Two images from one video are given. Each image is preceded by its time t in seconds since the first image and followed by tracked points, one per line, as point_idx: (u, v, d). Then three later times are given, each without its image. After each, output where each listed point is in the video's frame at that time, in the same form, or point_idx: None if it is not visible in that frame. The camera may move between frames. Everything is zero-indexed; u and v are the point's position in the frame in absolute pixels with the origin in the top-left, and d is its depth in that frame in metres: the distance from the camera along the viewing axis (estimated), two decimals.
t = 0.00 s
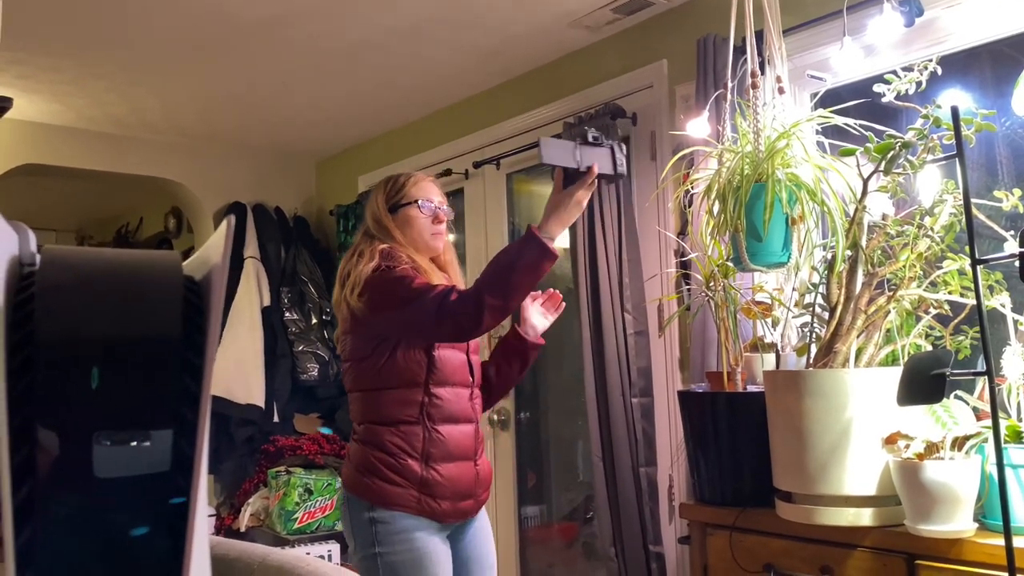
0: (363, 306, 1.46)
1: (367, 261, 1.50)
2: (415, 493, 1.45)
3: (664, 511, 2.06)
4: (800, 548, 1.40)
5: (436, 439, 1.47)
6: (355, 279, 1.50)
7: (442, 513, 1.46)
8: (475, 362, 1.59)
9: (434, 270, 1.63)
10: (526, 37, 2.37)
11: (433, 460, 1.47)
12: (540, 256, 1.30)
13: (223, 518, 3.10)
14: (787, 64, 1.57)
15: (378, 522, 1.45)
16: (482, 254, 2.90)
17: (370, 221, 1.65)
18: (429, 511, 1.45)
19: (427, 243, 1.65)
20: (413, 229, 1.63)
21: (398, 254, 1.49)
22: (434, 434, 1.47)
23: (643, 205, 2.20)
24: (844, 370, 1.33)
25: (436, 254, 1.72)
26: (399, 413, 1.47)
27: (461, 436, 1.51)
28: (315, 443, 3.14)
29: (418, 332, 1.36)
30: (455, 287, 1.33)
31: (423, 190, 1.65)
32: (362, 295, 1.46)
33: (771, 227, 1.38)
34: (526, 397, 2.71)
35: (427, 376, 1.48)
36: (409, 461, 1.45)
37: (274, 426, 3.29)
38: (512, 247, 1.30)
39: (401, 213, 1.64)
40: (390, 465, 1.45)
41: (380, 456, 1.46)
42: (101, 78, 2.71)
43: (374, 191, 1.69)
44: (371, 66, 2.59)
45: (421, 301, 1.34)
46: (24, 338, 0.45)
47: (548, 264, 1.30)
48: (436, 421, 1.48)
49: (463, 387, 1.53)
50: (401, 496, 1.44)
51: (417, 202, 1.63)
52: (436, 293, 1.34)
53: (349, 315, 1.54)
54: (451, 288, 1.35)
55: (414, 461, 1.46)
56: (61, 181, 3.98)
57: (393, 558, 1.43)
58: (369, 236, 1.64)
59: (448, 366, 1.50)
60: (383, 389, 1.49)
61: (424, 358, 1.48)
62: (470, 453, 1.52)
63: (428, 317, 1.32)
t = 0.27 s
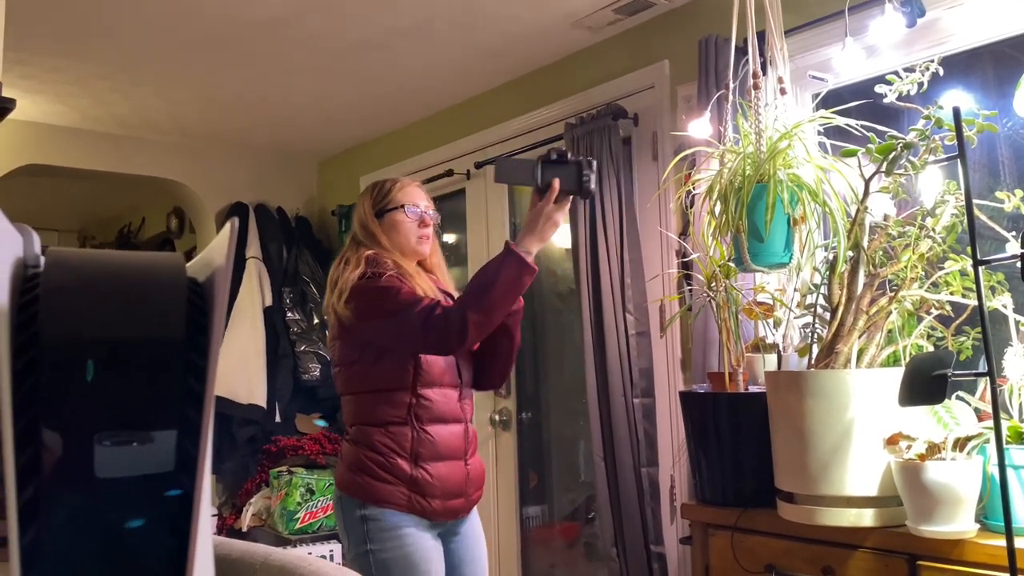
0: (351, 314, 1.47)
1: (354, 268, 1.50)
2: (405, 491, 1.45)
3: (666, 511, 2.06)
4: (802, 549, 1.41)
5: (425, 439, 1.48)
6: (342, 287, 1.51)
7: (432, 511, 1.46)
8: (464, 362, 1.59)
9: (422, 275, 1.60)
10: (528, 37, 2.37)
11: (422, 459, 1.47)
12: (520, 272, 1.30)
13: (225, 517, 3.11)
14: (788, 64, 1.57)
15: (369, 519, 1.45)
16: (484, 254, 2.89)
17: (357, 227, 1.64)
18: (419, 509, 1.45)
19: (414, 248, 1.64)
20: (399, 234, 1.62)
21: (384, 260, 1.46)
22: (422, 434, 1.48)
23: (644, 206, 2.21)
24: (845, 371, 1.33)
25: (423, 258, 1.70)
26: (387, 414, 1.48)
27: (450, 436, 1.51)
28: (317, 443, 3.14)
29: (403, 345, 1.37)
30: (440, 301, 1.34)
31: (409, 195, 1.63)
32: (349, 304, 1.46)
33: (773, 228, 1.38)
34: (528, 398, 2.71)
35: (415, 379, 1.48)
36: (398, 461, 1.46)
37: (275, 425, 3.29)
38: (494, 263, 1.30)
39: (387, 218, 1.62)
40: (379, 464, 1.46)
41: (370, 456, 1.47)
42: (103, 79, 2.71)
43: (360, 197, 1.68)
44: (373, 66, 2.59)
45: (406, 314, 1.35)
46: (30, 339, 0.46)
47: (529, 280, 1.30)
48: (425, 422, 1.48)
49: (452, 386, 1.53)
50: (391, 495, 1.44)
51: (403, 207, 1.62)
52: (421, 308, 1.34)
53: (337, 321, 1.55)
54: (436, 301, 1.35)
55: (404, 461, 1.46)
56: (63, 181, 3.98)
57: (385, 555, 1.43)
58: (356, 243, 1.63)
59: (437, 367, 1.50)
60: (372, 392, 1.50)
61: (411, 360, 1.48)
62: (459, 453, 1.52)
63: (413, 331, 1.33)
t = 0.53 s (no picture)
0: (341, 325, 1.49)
1: (343, 279, 1.52)
2: (399, 487, 1.46)
3: (670, 512, 2.06)
4: (806, 550, 1.40)
5: (417, 437, 1.48)
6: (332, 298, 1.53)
7: (427, 506, 1.47)
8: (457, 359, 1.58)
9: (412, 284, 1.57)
10: (532, 38, 2.37)
11: (415, 456, 1.48)
12: (499, 292, 1.41)
13: (229, 518, 3.11)
14: (793, 65, 1.57)
15: (365, 512, 1.47)
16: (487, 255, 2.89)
17: (348, 239, 1.64)
18: (413, 503, 1.47)
19: (404, 256, 1.65)
20: (389, 243, 1.64)
21: (371, 269, 1.49)
22: (415, 432, 1.48)
23: (648, 206, 2.21)
24: (849, 371, 1.33)
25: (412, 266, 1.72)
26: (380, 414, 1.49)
27: (443, 433, 1.51)
28: (320, 444, 3.14)
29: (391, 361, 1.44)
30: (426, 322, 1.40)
31: (398, 206, 1.64)
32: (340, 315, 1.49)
33: (777, 228, 1.39)
34: (531, 398, 2.71)
35: (405, 382, 1.48)
36: (392, 458, 1.47)
37: (279, 426, 3.29)
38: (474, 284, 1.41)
39: (377, 228, 1.63)
40: (374, 461, 1.48)
41: (365, 454, 1.49)
42: (108, 80, 2.72)
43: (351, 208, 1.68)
44: (377, 66, 2.59)
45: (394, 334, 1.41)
46: (38, 338, 0.46)
47: (509, 299, 1.43)
48: (418, 420, 1.49)
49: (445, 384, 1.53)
50: (385, 490, 1.46)
51: (391, 216, 1.63)
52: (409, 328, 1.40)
53: (327, 331, 1.57)
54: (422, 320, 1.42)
55: (397, 458, 1.47)
56: (67, 182, 3.99)
57: (382, 547, 1.45)
58: (348, 254, 1.63)
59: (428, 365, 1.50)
60: (364, 394, 1.51)
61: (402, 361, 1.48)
62: (453, 449, 1.53)
63: (401, 352, 1.39)
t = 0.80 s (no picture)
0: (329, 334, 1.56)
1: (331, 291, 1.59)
2: (385, 483, 1.53)
3: (671, 512, 2.06)
4: (808, 550, 1.40)
5: (402, 436, 1.55)
6: (321, 309, 1.60)
7: (412, 500, 1.55)
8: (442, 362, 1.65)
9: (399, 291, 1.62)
10: (533, 38, 2.37)
11: (400, 453, 1.54)
12: (478, 306, 1.52)
13: (231, 517, 3.11)
14: (795, 65, 1.56)
15: (353, 507, 1.55)
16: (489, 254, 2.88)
17: (336, 247, 1.69)
18: (399, 497, 1.54)
19: (389, 265, 1.67)
20: (375, 251, 1.66)
21: (357, 279, 1.56)
22: (400, 431, 1.55)
23: (650, 206, 2.20)
24: (852, 372, 1.33)
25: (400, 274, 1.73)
26: (367, 415, 1.55)
27: (427, 432, 1.59)
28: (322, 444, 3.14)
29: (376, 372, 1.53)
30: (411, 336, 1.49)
31: (384, 215, 1.67)
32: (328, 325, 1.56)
33: (778, 228, 1.39)
34: (533, 398, 2.71)
35: (390, 386, 1.55)
36: (378, 456, 1.54)
37: (281, 426, 3.29)
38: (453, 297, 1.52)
39: (364, 236, 1.66)
40: (361, 458, 1.55)
41: (353, 451, 1.56)
42: (110, 80, 2.72)
43: (339, 215, 1.71)
44: (379, 67, 2.60)
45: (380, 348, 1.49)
46: (42, 338, 0.47)
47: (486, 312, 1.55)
48: (402, 420, 1.55)
49: (430, 386, 1.60)
50: (372, 485, 1.53)
51: (379, 226, 1.66)
52: (397, 340, 1.48)
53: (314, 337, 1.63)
54: (407, 334, 1.50)
55: (383, 455, 1.54)
56: (69, 181, 4.00)
57: (368, 539, 1.52)
58: (336, 263, 1.68)
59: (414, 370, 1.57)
60: (350, 397, 1.58)
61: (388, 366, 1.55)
62: (437, 447, 1.60)
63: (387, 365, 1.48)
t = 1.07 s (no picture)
0: (317, 333, 1.60)
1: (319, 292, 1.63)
2: (365, 473, 1.55)
3: (672, 512, 2.06)
4: (809, 550, 1.39)
5: (383, 429, 1.56)
6: (310, 310, 1.64)
7: (390, 491, 1.56)
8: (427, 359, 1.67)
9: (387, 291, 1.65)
10: (535, 38, 2.37)
11: (380, 446, 1.56)
12: (461, 307, 1.55)
13: (232, 517, 3.11)
14: (797, 65, 1.56)
15: (335, 496, 1.56)
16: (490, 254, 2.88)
17: (324, 250, 1.72)
18: (378, 488, 1.55)
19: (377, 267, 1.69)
20: (362, 253, 1.68)
21: (345, 279, 1.60)
22: (381, 424, 1.57)
23: (652, 206, 2.20)
24: (853, 372, 1.33)
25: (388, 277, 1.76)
26: (350, 408, 1.58)
27: (409, 426, 1.60)
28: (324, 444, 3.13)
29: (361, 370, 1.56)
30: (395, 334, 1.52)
31: (371, 218, 1.71)
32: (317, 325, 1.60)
33: (781, 228, 1.39)
34: (534, 398, 2.71)
35: (374, 382, 1.57)
36: (358, 446, 1.56)
37: (283, 425, 3.29)
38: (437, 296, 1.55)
39: (350, 239, 1.69)
40: (342, 449, 1.57)
41: (335, 442, 1.58)
42: (112, 80, 2.72)
43: (328, 218, 1.75)
44: (380, 67, 2.60)
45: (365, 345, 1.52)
46: (42, 338, 0.47)
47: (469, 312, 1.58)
48: (384, 413, 1.57)
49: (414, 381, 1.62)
50: (352, 475, 1.55)
51: (366, 229, 1.69)
52: (381, 338, 1.51)
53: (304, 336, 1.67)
54: (391, 332, 1.53)
55: (363, 447, 1.56)
56: (72, 181, 4.00)
57: (348, 527, 1.54)
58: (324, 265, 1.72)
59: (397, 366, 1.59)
60: (337, 393, 1.60)
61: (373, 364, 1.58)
62: (419, 441, 1.61)
63: (373, 362, 1.51)
